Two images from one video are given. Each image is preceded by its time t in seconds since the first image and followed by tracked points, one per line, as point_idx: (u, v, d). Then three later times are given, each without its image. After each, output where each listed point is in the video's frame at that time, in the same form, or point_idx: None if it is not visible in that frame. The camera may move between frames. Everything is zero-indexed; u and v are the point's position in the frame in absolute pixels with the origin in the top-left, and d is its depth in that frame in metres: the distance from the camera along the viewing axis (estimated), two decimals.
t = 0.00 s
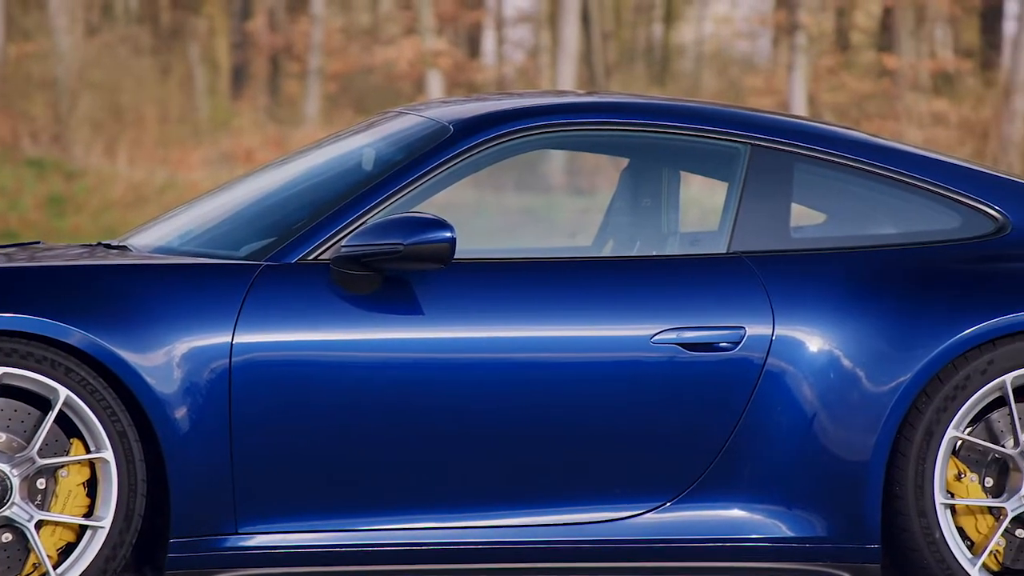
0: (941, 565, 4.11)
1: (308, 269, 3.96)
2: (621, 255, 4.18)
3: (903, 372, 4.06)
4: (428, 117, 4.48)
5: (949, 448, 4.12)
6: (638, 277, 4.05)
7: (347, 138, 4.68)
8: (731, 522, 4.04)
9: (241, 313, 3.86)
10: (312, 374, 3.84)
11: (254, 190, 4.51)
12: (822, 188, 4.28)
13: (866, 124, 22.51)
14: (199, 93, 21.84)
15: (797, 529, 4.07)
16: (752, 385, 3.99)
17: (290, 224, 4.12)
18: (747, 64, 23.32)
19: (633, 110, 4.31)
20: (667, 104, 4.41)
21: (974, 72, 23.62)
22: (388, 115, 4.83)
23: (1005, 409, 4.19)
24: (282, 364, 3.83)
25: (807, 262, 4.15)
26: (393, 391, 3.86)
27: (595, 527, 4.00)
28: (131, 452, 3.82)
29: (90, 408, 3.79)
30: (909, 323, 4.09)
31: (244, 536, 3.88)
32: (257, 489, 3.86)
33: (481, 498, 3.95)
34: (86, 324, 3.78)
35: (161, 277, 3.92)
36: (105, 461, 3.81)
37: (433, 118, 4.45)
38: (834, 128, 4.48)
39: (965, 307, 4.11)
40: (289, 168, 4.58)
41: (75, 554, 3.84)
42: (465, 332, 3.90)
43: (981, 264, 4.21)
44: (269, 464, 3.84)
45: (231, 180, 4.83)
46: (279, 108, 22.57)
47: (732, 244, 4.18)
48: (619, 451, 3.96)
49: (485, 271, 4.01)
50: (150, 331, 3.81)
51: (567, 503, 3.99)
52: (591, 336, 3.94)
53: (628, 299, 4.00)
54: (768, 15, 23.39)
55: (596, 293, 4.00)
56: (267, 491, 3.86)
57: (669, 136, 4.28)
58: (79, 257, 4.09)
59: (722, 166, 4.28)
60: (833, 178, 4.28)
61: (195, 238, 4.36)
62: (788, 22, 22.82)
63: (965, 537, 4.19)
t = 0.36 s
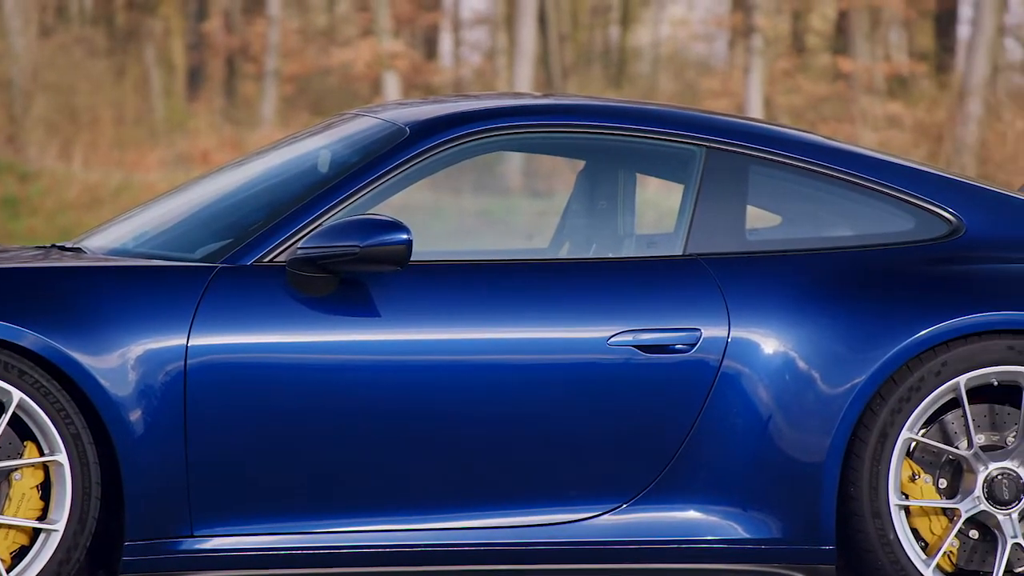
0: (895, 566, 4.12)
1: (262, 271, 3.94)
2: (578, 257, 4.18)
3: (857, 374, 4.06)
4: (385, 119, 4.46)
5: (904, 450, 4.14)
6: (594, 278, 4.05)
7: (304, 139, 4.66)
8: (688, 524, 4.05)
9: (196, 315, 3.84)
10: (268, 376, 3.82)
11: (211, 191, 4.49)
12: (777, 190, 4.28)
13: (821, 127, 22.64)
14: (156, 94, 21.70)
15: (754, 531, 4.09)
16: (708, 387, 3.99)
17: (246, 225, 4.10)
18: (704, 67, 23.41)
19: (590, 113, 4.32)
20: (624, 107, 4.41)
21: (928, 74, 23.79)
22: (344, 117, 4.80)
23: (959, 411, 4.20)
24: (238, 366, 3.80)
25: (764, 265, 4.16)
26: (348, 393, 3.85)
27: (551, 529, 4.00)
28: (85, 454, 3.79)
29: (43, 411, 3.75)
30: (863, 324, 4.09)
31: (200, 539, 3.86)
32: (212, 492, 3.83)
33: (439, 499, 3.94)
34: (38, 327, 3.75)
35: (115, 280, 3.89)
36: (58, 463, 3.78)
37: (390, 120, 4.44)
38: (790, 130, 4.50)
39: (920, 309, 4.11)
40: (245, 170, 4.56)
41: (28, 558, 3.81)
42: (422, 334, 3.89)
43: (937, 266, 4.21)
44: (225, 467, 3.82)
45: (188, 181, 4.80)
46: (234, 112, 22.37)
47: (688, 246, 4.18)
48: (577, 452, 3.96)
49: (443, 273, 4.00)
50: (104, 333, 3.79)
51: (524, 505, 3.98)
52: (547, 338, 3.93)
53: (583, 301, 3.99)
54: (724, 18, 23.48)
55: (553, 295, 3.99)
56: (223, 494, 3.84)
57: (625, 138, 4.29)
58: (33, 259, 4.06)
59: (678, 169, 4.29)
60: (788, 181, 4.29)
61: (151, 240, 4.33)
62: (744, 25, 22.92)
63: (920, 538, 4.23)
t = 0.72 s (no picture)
0: (848, 566, 4.13)
1: (216, 271, 3.91)
2: (534, 257, 4.17)
3: (811, 374, 4.07)
4: (341, 120, 4.44)
5: (857, 450, 4.14)
6: (550, 278, 4.05)
7: (259, 139, 4.63)
8: (643, 524, 4.05)
9: (149, 316, 3.81)
10: (222, 378, 3.80)
11: (165, 191, 4.46)
12: (733, 191, 4.29)
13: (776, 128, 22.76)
14: (110, 94, 21.69)
15: (708, 531, 4.10)
16: (663, 386, 4.00)
17: (200, 225, 4.07)
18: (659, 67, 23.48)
19: (546, 114, 4.32)
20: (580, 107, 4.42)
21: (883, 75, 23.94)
22: (300, 117, 4.78)
23: (912, 411, 4.22)
24: (192, 367, 3.79)
25: (719, 265, 4.17)
26: (304, 395, 3.83)
27: (507, 529, 3.99)
28: (38, 455, 3.77)
29: None
30: (818, 325, 4.10)
31: (153, 541, 3.84)
32: (165, 493, 3.81)
33: (393, 500, 3.93)
34: None
35: (69, 280, 3.87)
36: (11, 465, 3.76)
37: (345, 120, 4.42)
38: (746, 132, 4.51)
39: (874, 309, 4.12)
40: (200, 170, 4.53)
41: None
42: (377, 334, 3.88)
43: (892, 267, 4.21)
44: (178, 469, 3.80)
45: (143, 181, 4.77)
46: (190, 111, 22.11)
47: (643, 246, 4.18)
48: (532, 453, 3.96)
49: (397, 274, 3.99)
50: (58, 334, 3.77)
51: (479, 505, 3.98)
52: (502, 339, 3.92)
53: (539, 301, 3.99)
54: (679, 19, 23.56)
55: (510, 296, 3.99)
56: (177, 496, 3.82)
57: (581, 139, 4.30)
58: None
59: (633, 169, 4.30)
60: (743, 181, 4.30)
61: (104, 240, 4.29)
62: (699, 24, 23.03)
63: (873, 538, 4.24)
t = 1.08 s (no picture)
0: (804, 565, 4.14)
1: (172, 271, 3.89)
2: (489, 258, 4.18)
3: (767, 374, 4.08)
4: (297, 120, 4.41)
5: (813, 449, 4.15)
6: (507, 278, 4.04)
7: (215, 139, 4.61)
8: (599, 524, 4.06)
9: (104, 317, 3.79)
10: (178, 378, 3.77)
11: (120, 191, 4.42)
12: (689, 191, 4.30)
13: (733, 128, 22.86)
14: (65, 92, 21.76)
15: (665, 530, 4.10)
16: (620, 386, 4.01)
17: (156, 225, 4.04)
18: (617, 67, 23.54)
19: (503, 114, 4.32)
20: (537, 107, 4.42)
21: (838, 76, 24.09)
22: (256, 116, 4.75)
23: (868, 410, 4.24)
24: (147, 367, 3.76)
25: (676, 265, 4.17)
26: (261, 396, 3.81)
27: (464, 529, 3.99)
28: None
29: None
30: (774, 325, 4.10)
31: (108, 542, 3.81)
32: (119, 493, 3.79)
33: (350, 500, 3.92)
34: None
35: (23, 281, 3.85)
36: None
37: (302, 120, 4.40)
38: (703, 132, 4.53)
39: (831, 308, 4.12)
40: (155, 169, 4.49)
41: None
42: (333, 335, 3.86)
43: (849, 268, 4.22)
44: (134, 469, 3.78)
45: (98, 180, 4.73)
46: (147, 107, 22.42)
47: (600, 247, 4.18)
48: (489, 453, 3.96)
49: (354, 275, 3.98)
50: (12, 335, 3.75)
51: (437, 505, 3.97)
52: (459, 339, 3.92)
53: (497, 301, 3.98)
54: (637, 19, 23.63)
55: (467, 296, 3.98)
56: (132, 496, 3.80)
57: (538, 139, 4.30)
58: None
59: (590, 169, 4.30)
60: (700, 182, 4.31)
61: (58, 240, 4.26)
62: (657, 24, 23.20)
63: (828, 537, 4.27)
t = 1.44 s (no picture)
0: (756, 562, 4.17)
1: (124, 271, 3.87)
2: (445, 256, 4.15)
3: (720, 373, 4.08)
4: (249, 119, 4.38)
5: (765, 448, 4.17)
6: (460, 277, 4.03)
7: (166, 138, 4.57)
8: (552, 523, 4.06)
9: (55, 316, 3.76)
10: (129, 378, 3.75)
11: (71, 190, 4.38)
12: (643, 190, 4.30)
13: (688, 128, 22.95)
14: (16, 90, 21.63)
15: (618, 528, 4.10)
16: (573, 385, 4.01)
17: (108, 224, 4.01)
18: (572, 67, 23.57)
19: (457, 113, 4.31)
20: (491, 106, 4.41)
21: (791, 76, 24.22)
22: (209, 115, 4.72)
23: (820, 409, 4.27)
24: (99, 367, 3.73)
25: (630, 264, 4.18)
26: (214, 396, 3.79)
27: (417, 528, 3.98)
28: None
29: None
30: (727, 325, 4.10)
31: (59, 542, 3.78)
32: (70, 493, 3.76)
33: (303, 500, 3.91)
34: None
35: None
36: None
37: (254, 119, 4.37)
38: (657, 132, 4.53)
39: (785, 307, 4.13)
40: (106, 168, 4.45)
41: None
42: (286, 334, 3.84)
43: (802, 268, 4.22)
44: (85, 469, 3.75)
45: (49, 179, 4.68)
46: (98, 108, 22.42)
47: (554, 245, 4.18)
48: (443, 452, 3.95)
49: (307, 274, 3.96)
50: None
51: (392, 505, 3.96)
52: (413, 338, 3.91)
53: (452, 300, 3.98)
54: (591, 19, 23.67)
55: (420, 297, 3.97)
56: (84, 496, 3.77)
57: (492, 138, 4.29)
58: None
59: (544, 169, 4.30)
60: (654, 181, 4.31)
61: (9, 238, 4.21)
62: (609, 24, 23.12)
63: (781, 535, 4.31)
